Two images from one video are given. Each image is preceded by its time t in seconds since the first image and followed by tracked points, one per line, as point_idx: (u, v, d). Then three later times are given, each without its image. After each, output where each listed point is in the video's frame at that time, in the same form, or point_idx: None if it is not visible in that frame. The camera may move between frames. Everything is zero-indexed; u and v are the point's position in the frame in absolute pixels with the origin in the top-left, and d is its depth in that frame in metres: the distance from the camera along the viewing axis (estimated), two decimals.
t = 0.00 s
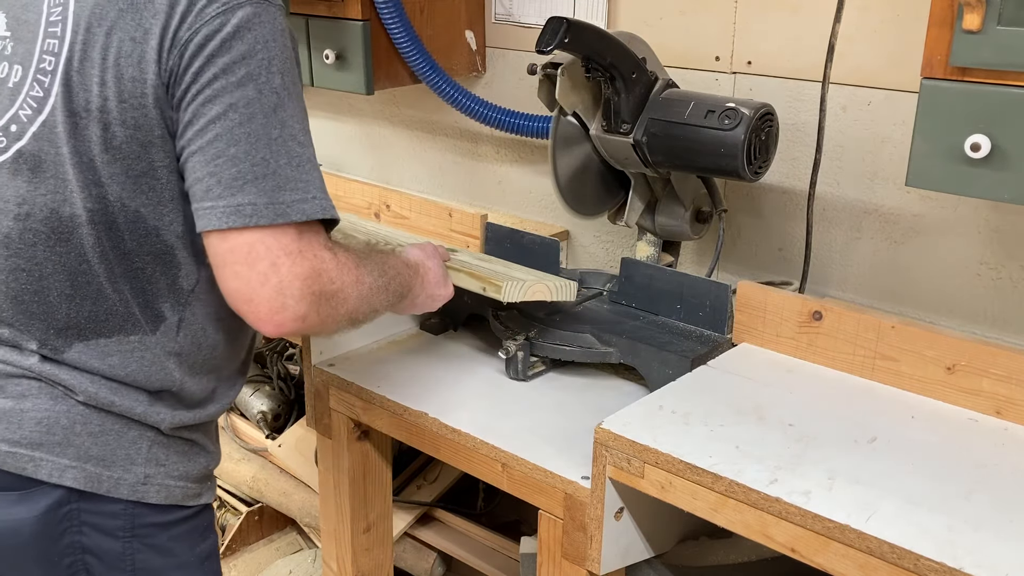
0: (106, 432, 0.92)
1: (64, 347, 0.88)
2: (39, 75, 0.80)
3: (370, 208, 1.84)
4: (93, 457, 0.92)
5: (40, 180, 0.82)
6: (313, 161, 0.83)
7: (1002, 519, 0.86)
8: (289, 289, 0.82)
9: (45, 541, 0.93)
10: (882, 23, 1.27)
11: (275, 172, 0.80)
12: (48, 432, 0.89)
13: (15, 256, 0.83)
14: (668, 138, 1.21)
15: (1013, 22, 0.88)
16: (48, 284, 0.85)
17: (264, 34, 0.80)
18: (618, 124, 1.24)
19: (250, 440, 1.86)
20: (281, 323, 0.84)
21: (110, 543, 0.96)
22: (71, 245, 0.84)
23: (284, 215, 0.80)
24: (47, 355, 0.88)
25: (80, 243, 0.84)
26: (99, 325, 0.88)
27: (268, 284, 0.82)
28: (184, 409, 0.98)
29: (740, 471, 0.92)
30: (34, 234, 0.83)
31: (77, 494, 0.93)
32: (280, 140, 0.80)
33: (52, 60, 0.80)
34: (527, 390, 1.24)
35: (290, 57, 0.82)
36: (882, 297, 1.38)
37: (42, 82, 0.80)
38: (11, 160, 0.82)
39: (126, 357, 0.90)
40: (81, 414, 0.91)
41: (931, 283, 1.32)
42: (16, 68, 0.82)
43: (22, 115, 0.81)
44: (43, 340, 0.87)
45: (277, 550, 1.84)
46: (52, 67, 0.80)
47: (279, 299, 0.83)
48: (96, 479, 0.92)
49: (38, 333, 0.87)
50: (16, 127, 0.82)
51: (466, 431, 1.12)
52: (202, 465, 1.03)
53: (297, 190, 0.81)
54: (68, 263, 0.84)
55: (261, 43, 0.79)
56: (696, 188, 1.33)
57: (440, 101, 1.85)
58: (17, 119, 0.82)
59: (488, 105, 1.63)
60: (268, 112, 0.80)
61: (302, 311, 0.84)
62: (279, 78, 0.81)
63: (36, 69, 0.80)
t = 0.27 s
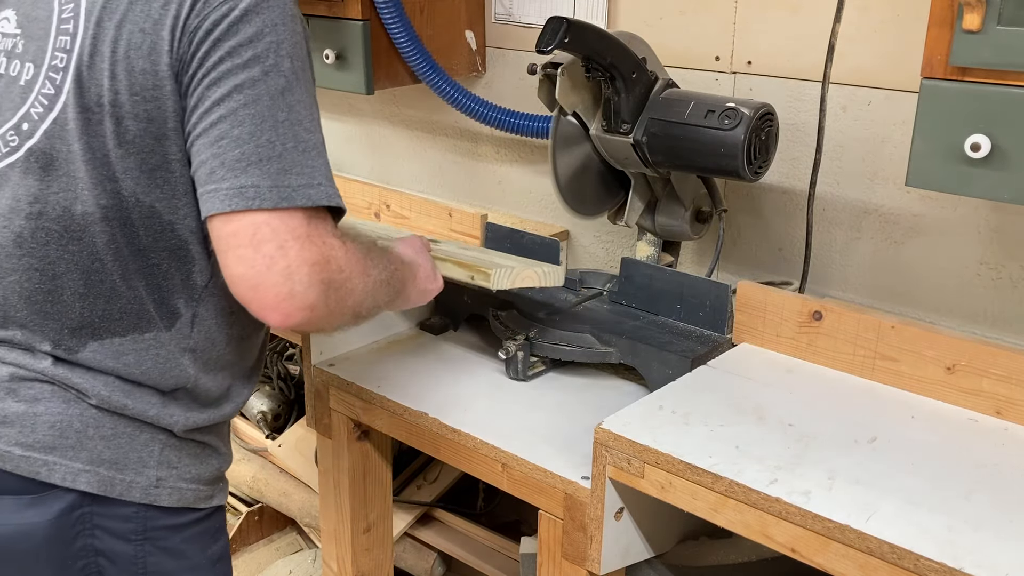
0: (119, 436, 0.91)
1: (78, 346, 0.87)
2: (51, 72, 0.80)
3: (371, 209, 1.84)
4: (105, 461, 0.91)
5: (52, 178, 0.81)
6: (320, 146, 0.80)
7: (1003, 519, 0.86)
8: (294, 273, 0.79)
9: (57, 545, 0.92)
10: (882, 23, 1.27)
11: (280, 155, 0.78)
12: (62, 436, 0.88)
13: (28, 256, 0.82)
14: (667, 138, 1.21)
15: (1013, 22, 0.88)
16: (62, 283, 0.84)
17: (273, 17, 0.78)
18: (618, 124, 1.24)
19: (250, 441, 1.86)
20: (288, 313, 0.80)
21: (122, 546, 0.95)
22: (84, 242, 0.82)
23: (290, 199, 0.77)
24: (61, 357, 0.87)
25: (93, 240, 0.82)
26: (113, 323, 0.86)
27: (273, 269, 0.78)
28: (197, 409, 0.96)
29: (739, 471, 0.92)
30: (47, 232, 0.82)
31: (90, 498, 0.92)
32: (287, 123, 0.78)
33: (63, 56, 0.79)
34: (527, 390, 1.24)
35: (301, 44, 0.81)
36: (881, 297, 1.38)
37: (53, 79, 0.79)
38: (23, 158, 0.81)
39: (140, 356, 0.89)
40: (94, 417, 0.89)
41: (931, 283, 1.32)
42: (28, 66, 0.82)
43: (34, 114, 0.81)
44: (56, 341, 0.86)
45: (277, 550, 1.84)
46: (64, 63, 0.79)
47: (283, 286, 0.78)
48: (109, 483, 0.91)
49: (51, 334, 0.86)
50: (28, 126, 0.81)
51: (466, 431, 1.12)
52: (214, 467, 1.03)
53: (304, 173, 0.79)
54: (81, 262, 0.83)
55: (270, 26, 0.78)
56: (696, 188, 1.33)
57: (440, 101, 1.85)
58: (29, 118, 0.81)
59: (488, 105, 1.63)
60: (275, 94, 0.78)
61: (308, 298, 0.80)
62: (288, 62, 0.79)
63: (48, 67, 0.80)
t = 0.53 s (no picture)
0: (143, 435, 0.90)
1: (106, 344, 0.86)
2: (82, 71, 0.79)
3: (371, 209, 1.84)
4: (130, 460, 0.90)
5: (83, 176, 0.80)
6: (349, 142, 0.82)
7: (1004, 519, 0.86)
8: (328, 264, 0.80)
9: (83, 545, 0.92)
10: (882, 23, 1.27)
11: (315, 151, 0.79)
12: (88, 435, 0.88)
13: (57, 253, 0.81)
14: (668, 138, 1.21)
15: (1013, 22, 0.88)
16: (91, 280, 0.83)
17: (303, 16, 0.80)
18: (618, 124, 1.24)
19: (250, 441, 1.86)
20: (321, 305, 0.82)
21: (144, 545, 0.95)
22: (115, 239, 0.82)
23: (325, 194, 0.79)
24: (89, 354, 0.86)
25: (124, 237, 0.82)
26: (141, 321, 0.86)
27: (309, 262, 0.79)
28: (218, 407, 0.96)
29: (740, 471, 0.92)
30: (77, 229, 0.81)
31: (116, 497, 0.91)
32: (320, 120, 0.80)
33: (96, 55, 0.78)
34: (528, 390, 1.24)
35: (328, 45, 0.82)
36: (881, 297, 1.38)
37: (85, 78, 0.79)
38: (53, 155, 0.80)
39: (166, 353, 0.88)
40: (120, 417, 0.89)
41: (931, 283, 1.32)
42: (56, 64, 0.81)
43: (64, 111, 0.80)
44: (85, 338, 0.85)
45: (278, 550, 1.84)
46: (97, 62, 0.78)
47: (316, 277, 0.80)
48: (133, 482, 0.90)
49: (79, 331, 0.85)
50: (57, 123, 0.80)
51: (466, 431, 1.12)
52: (228, 466, 1.01)
53: (338, 169, 0.80)
54: (111, 259, 0.82)
55: (301, 25, 0.79)
56: (696, 188, 1.33)
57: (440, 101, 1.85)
58: (59, 115, 0.80)
59: (488, 105, 1.63)
60: (308, 92, 0.79)
61: (338, 290, 0.82)
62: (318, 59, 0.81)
63: (78, 65, 0.79)
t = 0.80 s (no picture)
0: (151, 432, 0.90)
1: (116, 341, 0.86)
2: (97, 69, 0.79)
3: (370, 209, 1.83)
4: (138, 458, 0.90)
5: (95, 173, 0.80)
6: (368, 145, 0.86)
7: (1005, 519, 0.86)
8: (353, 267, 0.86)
9: (91, 543, 0.92)
10: (882, 23, 1.27)
11: (343, 155, 0.83)
12: (97, 433, 0.88)
13: (68, 250, 0.81)
14: (667, 138, 1.21)
15: (1013, 22, 0.88)
16: (102, 277, 0.83)
17: (322, 22, 0.82)
18: (618, 124, 1.24)
19: (250, 441, 1.86)
20: (343, 304, 0.87)
21: (151, 544, 0.95)
22: (126, 236, 0.82)
23: (354, 196, 0.83)
24: (98, 351, 0.86)
25: (136, 234, 0.82)
26: (151, 318, 0.86)
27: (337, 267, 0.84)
28: (222, 406, 0.96)
29: (740, 471, 0.92)
30: (88, 226, 0.81)
31: (124, 495, 0.91)
32: (344, 125, 0.83)
33: (113, 53, 0.78)
34: (528, 390, 1.24)
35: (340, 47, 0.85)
36: (880, 296, 1.38)
37: (101, 76, 0.78)
38: (65, 152, 0.80)
39: (174, 350, 0.88)
40: (129, 415, 0.89)
41: (931, 283, 1.32)
42: (68, 61, 0.80)
43: (77, 109, 0.79)
44: (94, 335, 0.85)
45: (278, 550, 1.84)
46: (113, 61, 0.78)
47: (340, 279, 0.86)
48: (142, 479, 0.90)
49: (89, 328, 0.85)
50: (70, 121, 0.80)
51: (466, 431, 1.12)
52: (231, 464, 1.01)
53: (363, 171, 0.84)
54: (122, 256, 0.82)
55: (321, 31, 0.81)
56: (696, 188, 1.33)
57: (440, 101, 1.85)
58: (72, 113, 0.80)
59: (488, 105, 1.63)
60: (332, 97, 0.82)
61: (356, 291, 0.88)
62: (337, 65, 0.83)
63: (93, 63, 0.79)
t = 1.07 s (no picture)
0: (155, 430, 0.90)
1: (121, 339, 0.86)
2: (88, 68, 0.77)
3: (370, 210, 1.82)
4: (143, 455, 0.90)
5: (93, 173, 0.79)
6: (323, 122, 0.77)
7: (1004, 519, 0.86)
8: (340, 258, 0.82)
9: (99, 540, 0.91)
10: (883, 23, 1.27)
11: (285, 120, 0.74)
12: (103, 432, 0.88)
13: (70, 251, 0.81)
14: (667, 138, 1.21)
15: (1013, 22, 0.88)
16: (104, 276, 0.82)
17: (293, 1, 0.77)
18: (618, 124, 1.24)
19: (250, 441, 1.86)
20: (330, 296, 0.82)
21: (156, 540, 0.95)
22: (127, 235, 0.81)
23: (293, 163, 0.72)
24: (103, 350, 0.86)
25: (137, 233, 0.82)
26: (153, 314, 0.86)
27: (315, 250, 0.72)
28: (224, 401, 0.97)
29: (740, 471, 0.92)
30: (90, 227, 0.80)
31: (130, 491, 0.91)
32: (300, 98, 0.75)
33: (102, 53, 0.77)
34: (527, 390, 1.24)
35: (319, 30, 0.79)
36: (881, 296, 1.38)
37: (91, 76, 0.77)
38: (60, 155, 0.79)
39: (179, 346, 0.88)
40: (134, 413, 0.89)
41: (931, 283, 1.32)
42: (60, 63, 0.78)
43: (71, 110, 0.78)
44: (100, 334, 0.85)
45: (278, 550, 1.84)
46: (103, 60, 0.77)
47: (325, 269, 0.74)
48: (147, 476, 0.90)
49: (94, 328, 0.85)
50: (65, 123, 0.78)
51: (466, 431, 1.12)
52: (230, 461, 1.01)
53: (314, 143, 0.75)
54: (124, 254, 0.82)
55: (289, 9, 0.76)
56: (696, 188, 1.33)
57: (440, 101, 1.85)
58: (67, 115, 0.78)
59: (488, 105, 1.63)
60: (293, 71, 0.75)
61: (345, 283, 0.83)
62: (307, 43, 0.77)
63: (83, 63, 0.77)
